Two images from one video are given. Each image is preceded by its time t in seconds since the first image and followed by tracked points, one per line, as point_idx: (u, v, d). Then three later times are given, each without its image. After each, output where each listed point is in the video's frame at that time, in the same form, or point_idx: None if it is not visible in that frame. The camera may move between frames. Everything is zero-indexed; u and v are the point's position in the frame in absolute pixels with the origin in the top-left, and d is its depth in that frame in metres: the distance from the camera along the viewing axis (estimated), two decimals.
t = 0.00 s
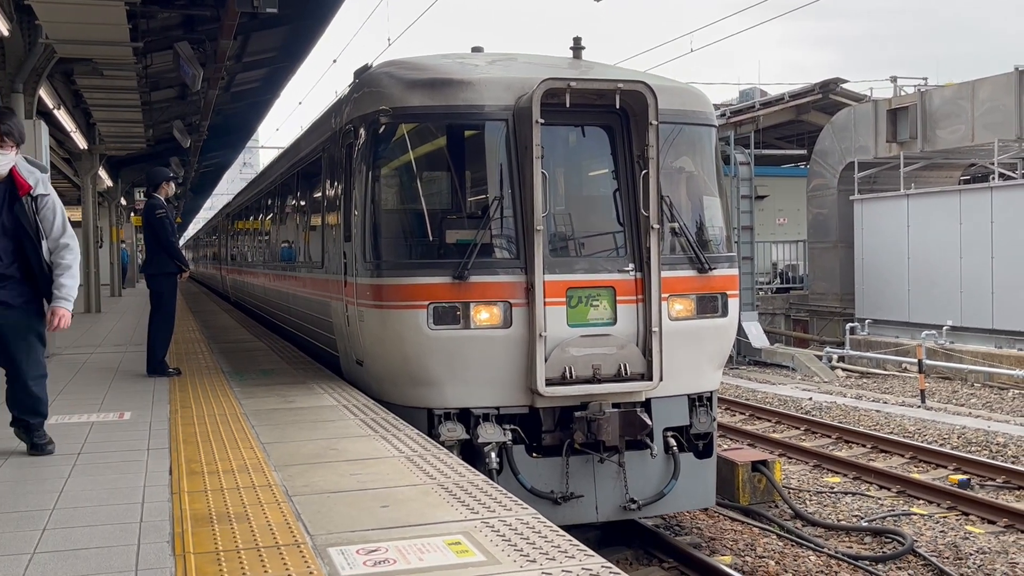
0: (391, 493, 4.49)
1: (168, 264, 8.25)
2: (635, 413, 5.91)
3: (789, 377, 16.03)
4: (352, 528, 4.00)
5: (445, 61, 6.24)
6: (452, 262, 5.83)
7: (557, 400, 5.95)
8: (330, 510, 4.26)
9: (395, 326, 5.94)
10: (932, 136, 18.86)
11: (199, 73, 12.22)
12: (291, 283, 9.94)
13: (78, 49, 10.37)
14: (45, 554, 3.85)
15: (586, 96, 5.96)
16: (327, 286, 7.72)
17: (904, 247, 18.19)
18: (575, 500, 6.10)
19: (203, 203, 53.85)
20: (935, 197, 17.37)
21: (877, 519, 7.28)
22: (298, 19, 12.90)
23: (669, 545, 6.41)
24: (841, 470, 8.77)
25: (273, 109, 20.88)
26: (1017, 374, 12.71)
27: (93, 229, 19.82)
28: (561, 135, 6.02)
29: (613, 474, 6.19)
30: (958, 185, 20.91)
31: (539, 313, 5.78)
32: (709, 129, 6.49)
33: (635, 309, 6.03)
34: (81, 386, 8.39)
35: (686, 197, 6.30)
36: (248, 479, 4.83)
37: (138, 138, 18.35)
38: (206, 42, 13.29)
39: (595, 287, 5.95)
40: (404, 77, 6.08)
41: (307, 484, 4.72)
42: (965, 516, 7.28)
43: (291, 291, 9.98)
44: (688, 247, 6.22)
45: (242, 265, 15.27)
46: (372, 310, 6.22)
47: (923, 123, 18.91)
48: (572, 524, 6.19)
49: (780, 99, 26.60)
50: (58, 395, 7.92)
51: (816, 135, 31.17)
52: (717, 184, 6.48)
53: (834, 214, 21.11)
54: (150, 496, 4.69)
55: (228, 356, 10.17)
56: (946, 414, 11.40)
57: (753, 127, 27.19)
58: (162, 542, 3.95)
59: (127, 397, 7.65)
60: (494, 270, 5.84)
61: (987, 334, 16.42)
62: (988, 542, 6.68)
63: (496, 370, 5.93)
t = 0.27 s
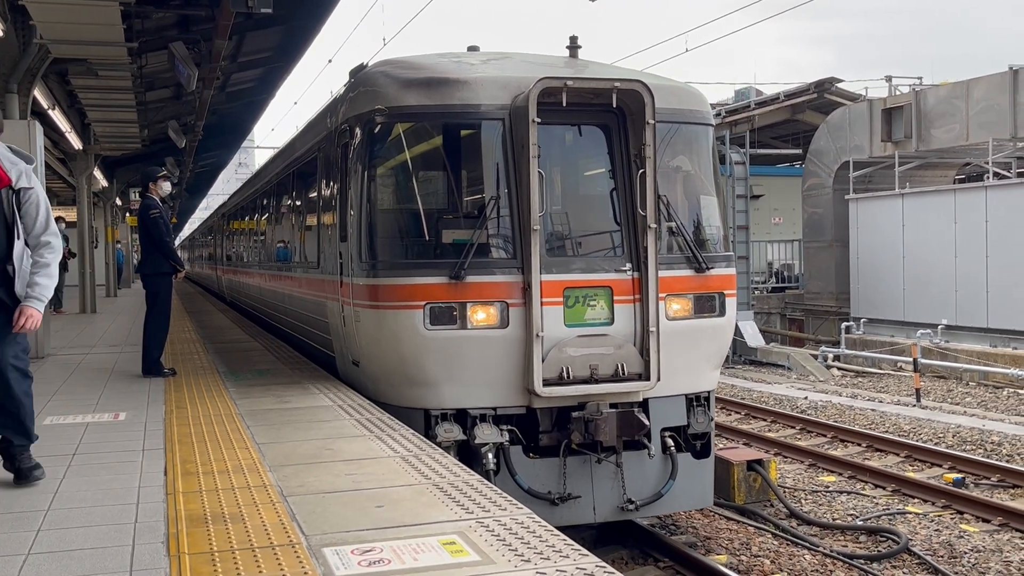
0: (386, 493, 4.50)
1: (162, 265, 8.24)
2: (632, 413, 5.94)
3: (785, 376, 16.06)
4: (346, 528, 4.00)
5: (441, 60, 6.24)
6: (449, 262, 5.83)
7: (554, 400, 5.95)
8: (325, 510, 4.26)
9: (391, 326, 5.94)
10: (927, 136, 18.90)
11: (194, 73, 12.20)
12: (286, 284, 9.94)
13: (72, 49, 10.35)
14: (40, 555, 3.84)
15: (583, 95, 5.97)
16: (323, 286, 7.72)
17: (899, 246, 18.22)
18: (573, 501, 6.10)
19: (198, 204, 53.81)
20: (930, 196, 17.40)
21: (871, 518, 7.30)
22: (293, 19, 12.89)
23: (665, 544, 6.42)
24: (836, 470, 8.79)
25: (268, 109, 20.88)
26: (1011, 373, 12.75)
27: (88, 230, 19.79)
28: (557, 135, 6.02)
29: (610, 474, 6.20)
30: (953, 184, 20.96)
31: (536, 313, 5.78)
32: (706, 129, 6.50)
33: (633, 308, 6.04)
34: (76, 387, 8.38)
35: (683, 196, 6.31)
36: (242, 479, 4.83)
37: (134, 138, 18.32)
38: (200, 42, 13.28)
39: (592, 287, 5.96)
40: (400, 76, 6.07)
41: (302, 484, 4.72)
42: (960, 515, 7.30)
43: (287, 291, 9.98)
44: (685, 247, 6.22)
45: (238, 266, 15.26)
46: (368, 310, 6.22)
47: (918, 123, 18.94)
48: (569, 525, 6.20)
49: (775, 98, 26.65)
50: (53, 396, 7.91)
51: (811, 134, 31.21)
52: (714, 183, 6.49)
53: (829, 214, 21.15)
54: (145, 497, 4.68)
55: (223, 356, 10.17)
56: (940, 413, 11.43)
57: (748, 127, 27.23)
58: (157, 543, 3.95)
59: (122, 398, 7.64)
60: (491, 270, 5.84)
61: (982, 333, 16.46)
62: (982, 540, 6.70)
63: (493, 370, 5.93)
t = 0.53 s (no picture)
0: (381, 493, 4.49)
1: (157, 265, 8.23)
2: (633, 414, 5.92)
3: (780, 375, 16.09)
4: (342, 528, 3.99)
5: (438, 59, 6.23)
6: (447, 262, 5.83)
7: (552, 401, 5.95)
8: (320, 510, 4.26)
9: (389, 327, 5.94)
10: (922, 135, 18.93)
11: (189, 74, 12.19)
12: (282, 284, 9.93)
13: (67, 49, 10.32)
14: (35, 556, 3.84)
15: (581, 93, 5.97)
16: (320, 287, 7.71)
17: (894, 246, 18.26)
18: (571, 502, 6.11)
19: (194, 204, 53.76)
20: (925, 196, 17.43)
21: (867, 518, 7.31)
22: (289, 19, 12.88)
23: (661, 544, 6.43)
24: (832, 469, 8.80)
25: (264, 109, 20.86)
26: (1006, 372, 12.78)
27: (83, 230, 19.75)
28: (555, 134, 6.03)
29: (609, 475, 6.20)
30: (947, 184, 21.01)
31: (535, 313, 5.78)
32: (705, 127, 6.50)
33: (631, 308, 6.05)
34: (71, 387, 8.38)
35: (682, 195, 6.31)
36: (238, 479, 4.83)
37: (129, 138, 18.30)
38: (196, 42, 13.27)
39: (591, 287, 5.97)
40: (397, 74, 6.06)
41: (298, 484, 4.72)
42: (955, 513, 7.32)
43: (283, 291, 9.98)
44: (684, 246, 6.23)
45: (234, 266, 15.25)
46: (365, 311, 6.21)
47: (913, 122, 18.98)
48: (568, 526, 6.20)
49: (770, 98, 26.69)
50: (48, 397, 7.90)
51: (806, 134, 31.25)
52: (713, 182, 6.49)
53: (825, 213, 21.18)
54: (140, 497, 4.68)
55: (219, 357, 10.17)
56: (936, 412, 11.45)
57: (744, 127, 27.27)
58: (153, 543, 3.94)
59: (117, 399, 7.63)
60: (489, 270, 5.84)
61: (977, 333, 16.50)
62: (977, 539, 6.71)
63: (491, 371, 5.93)
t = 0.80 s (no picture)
0: (377, 493, 4.49)
1: (150, 265, 8.21)
2: (632, 415, 5.92)
3: (776, 375, 16.10)
4: (337, 528, 4.00)
5: (436, 57, 6.23)
6: (445, 262, 5.83)
7: (552, 402, 5.95)
8: (316, 510, 4.26)
9: (386, 327, 5.94)
10: (917, 135, 18.98)
11: (184, 73, 12.18)
12: (278, 284, 9.93)
13: (62, 49, 10.30)
14: (29, 557, 3.83)
15: (580, 92, 5.96)
16: (316, 286, 7.70)
17: (889, 245, 18.28)
18: (571, 504, 6.11)
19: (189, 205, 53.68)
20: (921, 196, 17.46)
21: (862, 517, 7.32)
22: (285, 18, 12.88)
23: (657, 544, 6.43)
24: (827, 468, 8.81)
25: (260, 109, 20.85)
26: (1001, 371, 12.81)
27: (79, 230, 19.71)
28: (553, 133, 6.03)
29: (609, 477, 6.20)
30: (942, 184, 21.06)
31: (534, 313, 5.78)
32: (704, 126, 6.51)
33: (631, 309, 6.05)
34: (66, 387, 8.37)
35: (682, 195, 6.32)
36: (233, 479, 4.83)
37: (124, 138, 18.27)
38: (191, 42, 13.26)
39: (590, 288, 5.97)
40: (395, 73, 6.06)
41: (293, 484, 4.72)
42: (950, 512, 7.33)
43: (279, 291, 9.97)
44: (684, 246, 6.23)
45: (229, 266, 15.24)
46: (363, 312, 6.20)
47: (908, 123, 19.02)
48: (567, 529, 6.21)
49: (766, 98, 26.72)
50: (43, 397, 7.88)
51: (801, 133, 31.29)
52: (712, 182, 6.50)
53: (820, 213, 21.21)
54: (136, 497, 4.68)
55: (215, 357, 10.16)
56: (931, 412, 11.48)
57: (739, 127, 27.30)
58: (148, 544, 3.94)
59: (113, 399, 7.61)
60: (487, 270, 5.84)
61: (972, 332, 16.54)
62: (972, 538, 6.73)
63: (489, 371, 5.93)
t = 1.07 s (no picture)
0: (373, 494, 4.49)
1: (145, 265, 8.20)
2: (634, 418, 5.91)
3: (772, 376, 16.11)
4: (333, 529, 4.00)
5: (435, 56, 6.22)
6: (444, 263, 5.82)
7: (552, 404, 5.96)
8: (312, 511, 4.26)
9: (385, 328, 5.93)
10: (912, 136, 19.02)
11: (180, 74, 12.18)
12: (275, 285, 9.92)
13: (57, 49, 10.28)
14: (25, 558, 3.83)
15: (581, 91, 5.96)
16: (313, 287, 7.69)
17: (885, 246, 18.31)
18: (572, 507, 6.09)
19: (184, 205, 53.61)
20: (916, 196, 17.49)
21: (858, 517, 7.33)
22: (281, 19, 12.87)
23: (654, 545, 6.44)
24: (822, 469, 8.83)
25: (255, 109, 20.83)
26: (996, 372, 12.84)
27: (74, 230, 19.67)
28: (553, 132, 6.02)
29: (610, 480, 6.18)
30: (937, 184, 21.11)
31: (534, 314, 5.78)
32: (706, 126, 6.52)
33: (633, 310, 6.06)
34: (62, 388, 8.36)
35: (683, 195, 6.32)
36: (229, 480, 4.82)
37: (120, 138, 18.24)
38: (186, 43, 13.25)
39: (592, 289, 5.97)
40: (394, 71, 6.06)
41: (289, 485, 4.71)
42: (945, 512, 7.35)
43: (276, 292, 9.97)
44: (685, 247, 6.24)
45: (225, 267, 15.22)
46: (361, 313, 6.19)
47: (903, 124, 19.06)
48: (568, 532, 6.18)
49: (762, 99, 26.75)
50: (38, 398, 7.86)
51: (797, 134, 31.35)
52: (714, 182, 6.50)
53: (815, 214, 21.24)
54: (131, 499, 4.67)
55: (210, 358, 10.14)
56: (926, 412, 11.50)
57: (735, 128, 27.33)
58: (143, 545, 3.93)
59: (108, 400, 7.59)
60: (487, 270, 5.84)
61: (967, 333, 16.58)
62: (967, 538, 6.74)
63: (488, 373, 5.92)
